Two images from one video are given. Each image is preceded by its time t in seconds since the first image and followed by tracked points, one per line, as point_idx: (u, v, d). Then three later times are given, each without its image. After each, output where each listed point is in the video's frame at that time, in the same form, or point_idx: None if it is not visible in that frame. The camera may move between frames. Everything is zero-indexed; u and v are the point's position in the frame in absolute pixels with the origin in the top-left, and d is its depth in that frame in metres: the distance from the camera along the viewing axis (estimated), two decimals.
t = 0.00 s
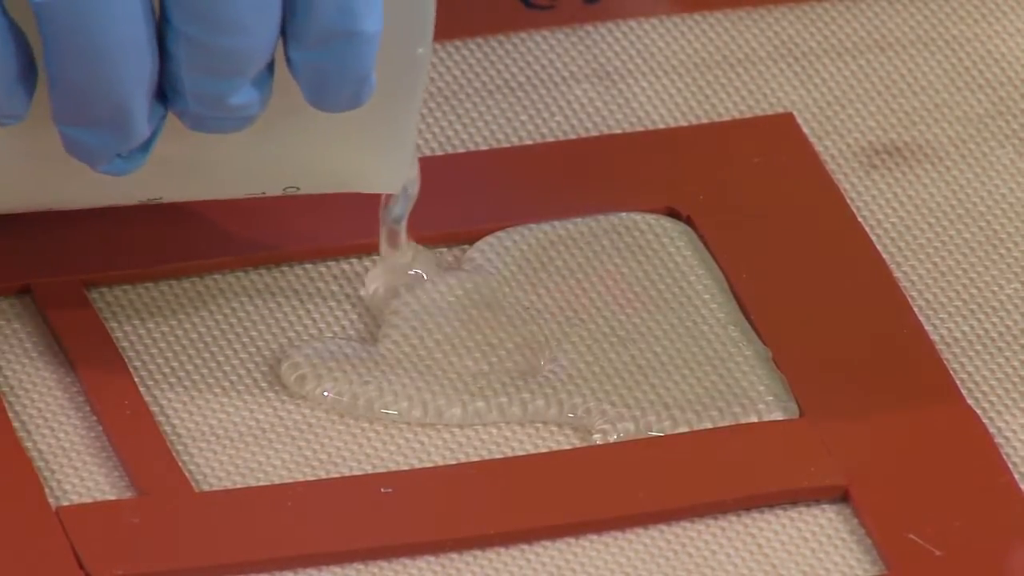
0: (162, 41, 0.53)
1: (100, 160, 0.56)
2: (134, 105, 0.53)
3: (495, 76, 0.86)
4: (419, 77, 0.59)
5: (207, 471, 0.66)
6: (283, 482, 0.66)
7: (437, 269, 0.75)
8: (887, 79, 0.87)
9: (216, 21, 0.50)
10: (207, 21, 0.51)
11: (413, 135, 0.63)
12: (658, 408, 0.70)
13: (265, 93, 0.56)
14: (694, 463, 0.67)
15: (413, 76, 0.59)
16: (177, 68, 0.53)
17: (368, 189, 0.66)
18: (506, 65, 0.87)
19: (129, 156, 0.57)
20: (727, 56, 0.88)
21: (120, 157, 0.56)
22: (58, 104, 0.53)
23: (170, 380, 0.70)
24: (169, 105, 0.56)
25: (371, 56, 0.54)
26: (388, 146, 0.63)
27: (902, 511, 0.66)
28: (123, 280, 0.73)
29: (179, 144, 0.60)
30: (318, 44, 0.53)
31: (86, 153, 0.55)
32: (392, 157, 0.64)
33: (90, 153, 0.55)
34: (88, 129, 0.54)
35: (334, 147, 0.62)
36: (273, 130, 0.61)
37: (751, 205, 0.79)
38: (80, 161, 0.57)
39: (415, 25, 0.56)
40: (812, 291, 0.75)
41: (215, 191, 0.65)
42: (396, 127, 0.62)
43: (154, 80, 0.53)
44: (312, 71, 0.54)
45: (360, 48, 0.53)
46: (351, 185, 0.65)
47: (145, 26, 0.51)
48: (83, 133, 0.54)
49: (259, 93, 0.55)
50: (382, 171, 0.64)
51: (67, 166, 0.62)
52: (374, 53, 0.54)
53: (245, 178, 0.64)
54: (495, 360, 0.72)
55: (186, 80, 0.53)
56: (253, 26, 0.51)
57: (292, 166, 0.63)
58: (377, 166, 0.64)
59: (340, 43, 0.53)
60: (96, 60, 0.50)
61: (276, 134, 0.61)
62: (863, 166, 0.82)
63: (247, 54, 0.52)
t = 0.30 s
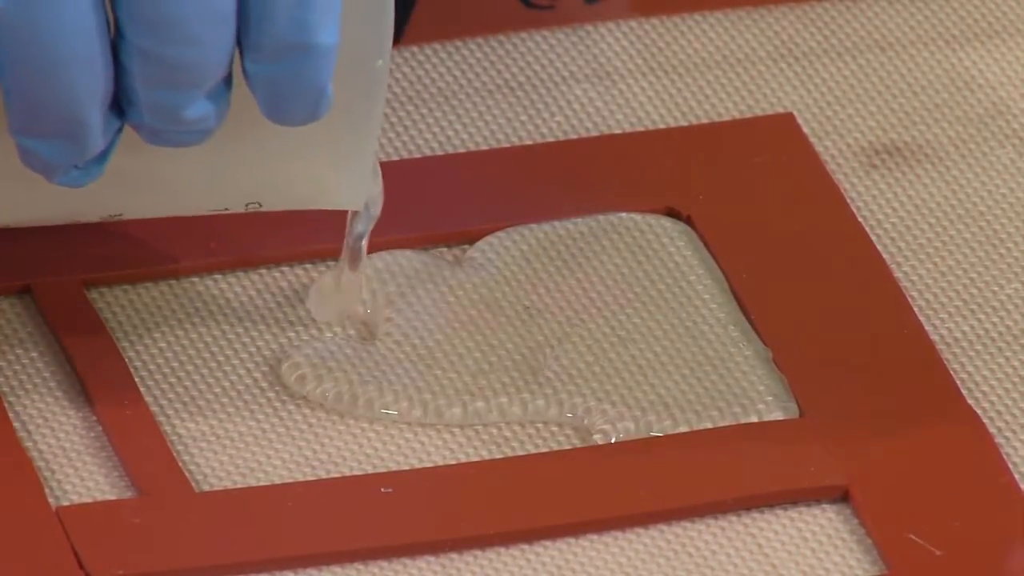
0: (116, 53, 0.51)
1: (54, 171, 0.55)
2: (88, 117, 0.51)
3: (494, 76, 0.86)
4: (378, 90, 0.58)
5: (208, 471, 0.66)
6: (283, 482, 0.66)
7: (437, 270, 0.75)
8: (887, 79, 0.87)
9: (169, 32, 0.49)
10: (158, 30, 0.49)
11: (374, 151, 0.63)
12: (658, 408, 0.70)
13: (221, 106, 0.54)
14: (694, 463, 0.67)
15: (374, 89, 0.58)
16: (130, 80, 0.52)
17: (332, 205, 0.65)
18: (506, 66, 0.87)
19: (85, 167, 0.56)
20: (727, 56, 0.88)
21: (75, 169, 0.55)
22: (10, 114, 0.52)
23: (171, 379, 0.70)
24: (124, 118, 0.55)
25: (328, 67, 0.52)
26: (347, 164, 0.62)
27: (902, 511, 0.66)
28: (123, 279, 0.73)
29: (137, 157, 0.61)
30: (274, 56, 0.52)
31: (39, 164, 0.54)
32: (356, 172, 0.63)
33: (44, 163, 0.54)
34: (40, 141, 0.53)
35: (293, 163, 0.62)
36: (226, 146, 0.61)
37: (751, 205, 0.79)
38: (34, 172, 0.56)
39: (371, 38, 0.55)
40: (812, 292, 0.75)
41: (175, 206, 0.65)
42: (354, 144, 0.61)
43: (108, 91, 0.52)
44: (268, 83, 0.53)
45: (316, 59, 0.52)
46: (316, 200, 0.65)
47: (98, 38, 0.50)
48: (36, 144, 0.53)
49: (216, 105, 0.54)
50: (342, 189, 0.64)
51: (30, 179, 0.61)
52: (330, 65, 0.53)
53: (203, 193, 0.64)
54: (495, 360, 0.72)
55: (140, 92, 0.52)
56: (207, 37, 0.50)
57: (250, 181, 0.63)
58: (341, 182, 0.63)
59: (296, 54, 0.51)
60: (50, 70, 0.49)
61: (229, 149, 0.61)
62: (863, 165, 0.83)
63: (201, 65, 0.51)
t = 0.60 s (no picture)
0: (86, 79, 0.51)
1: (26, 198, 0.54)
2: (60, 143, 0.51)
3: (495, 76, 0.86)
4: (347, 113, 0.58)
5: (208, 471, 0.66)
6: (283, 482, 0.66)
7: (438, 269, 0.75)
8: (887, 80, 0.87)
9: (139, 59, 0.49)
10: (129, 58, 0.49)
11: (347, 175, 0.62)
12: (659, 409, 0.70)
13: (192, 129, 0.54)
14: (694, 463, 0.67)
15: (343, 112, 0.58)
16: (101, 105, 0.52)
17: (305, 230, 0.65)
18: (507, 66, 0.87)
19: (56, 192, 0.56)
20: (728, 56, 0.88)
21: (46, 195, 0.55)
22: None
23: (171, 379, 0.70)
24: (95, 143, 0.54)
25: (297, 89, 0.52)
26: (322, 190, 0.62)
27: (902, 511, 0.66)
28: (123, 280, 0.73)
29: (110, 185, 0.60)
30: (244, 79, 0.51)
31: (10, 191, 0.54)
32: (327, 197, 0.63)
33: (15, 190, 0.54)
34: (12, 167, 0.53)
35: (265, 192, 0.62)
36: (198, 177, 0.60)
37: (751, 205, 0.79)
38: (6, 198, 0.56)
39: (342, 60, 0.55)
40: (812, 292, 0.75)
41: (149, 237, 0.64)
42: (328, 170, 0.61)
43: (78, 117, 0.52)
44: (238, 105, 0.53)
45: (286, 82, 0.52)
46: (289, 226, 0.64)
47: (70, 65, 0.50)
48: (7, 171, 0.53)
49: (186, 128, 0.54)
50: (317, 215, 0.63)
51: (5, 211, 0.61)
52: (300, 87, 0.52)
53: (177, 223, 0.63)
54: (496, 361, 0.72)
55: (110, 116, 0.52)
56: (178, 63, 0.50)
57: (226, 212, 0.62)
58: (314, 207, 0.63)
59: (267, 78, 0.51)
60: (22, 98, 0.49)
61: (202, 179, 0.60)
62: (864, 165, 0.82)
63: (172, 90, 0.50)
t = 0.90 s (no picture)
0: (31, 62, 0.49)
1: None
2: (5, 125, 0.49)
3: (495, 76, 0.86)
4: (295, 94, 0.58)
5: (208, 471, 0.66)
6: (283, 482, 0.66)
7: (438, 270, 0.75)
8: (887, 80, 0.87)
9: (83, 41, 0.47)
10: (76, 43, 0.47)
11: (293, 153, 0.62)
12: (659, 409, 0.70)
13: (141, 114, 0.52)
14: (694, 463, 0.67)
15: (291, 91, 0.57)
16: (45, 89, 0.50)
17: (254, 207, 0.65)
18: (507, 66, 0.87)
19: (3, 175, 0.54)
20: (728, 56, 0.88)
21: None
22: None
23: (171, 379, 0.70)
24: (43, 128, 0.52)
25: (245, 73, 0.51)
26: (270, 168, 0.62)
27: (901, 511, 0.66)
28: (124, 280, 0.73)
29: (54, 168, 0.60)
30: (192, 64, 0.50)
31: None
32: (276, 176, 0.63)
33: None
34: None
35: (213, 171, 0.61)
36: (140, 158, 0.60)
37: (751, 205, 0.79)
38: None
39: (288, 43, 0.55)
40: (811, 292, 0.75)
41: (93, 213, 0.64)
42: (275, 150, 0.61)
43: (25, 101, 0.50)
44: (186, 90, 0.51)
45: (234, 65, 0.50)
46: (237, 203, 0.64)
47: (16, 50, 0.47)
48: None
49: (136, 113, 0.52)
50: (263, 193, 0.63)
51: None
52: (248, 70, 0.51)
53: (119, 200, 0.63)
54: (496, 361, 0.72)
55: (56, 100, 0.50)
56: (122, 46, 0.47)
57: (169, 192, 0.62)
58: (261, 185, 0.63)
59: (215, 61, 0.49)
60: None
61: (150, 161, 0.60)
62: (865, 165, 0.82)
63: (119, 76, 0.48)
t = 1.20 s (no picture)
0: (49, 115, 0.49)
1: None
2: (26, 180, 0.49)
3: (495, 77, 0.86)
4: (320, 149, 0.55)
5: (208, 471, 0.66)
6: (283, 483, 0.66)
7: (438, 270, 0.75)
8: (887, 80, 0.87)
9: (100, 92, 0.47)
10: (91, 92, 0.47)
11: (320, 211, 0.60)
12: (658, 410, 0.70)
13: (162, 167, 0.52)
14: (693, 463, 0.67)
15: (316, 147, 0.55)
16: (66, 143, 0.49)
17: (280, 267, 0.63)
18: (507, 66, 0.87)
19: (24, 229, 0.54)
20: (727, 57, 0.88)
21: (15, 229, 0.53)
22: None
23: (171, 380, 0.70)
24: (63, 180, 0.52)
25: (265, 122, 0.50)
26: (298, 225, 0.59)
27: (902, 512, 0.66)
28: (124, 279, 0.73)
29: (80, 229, 0.58)
30: (210, 113, 0.49)
31: None
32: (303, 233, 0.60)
33: None
34: None
35: (242, 229, 0.59)
36: (167, 218, 0.58)
37: (751, 205, 0.79)
38: None
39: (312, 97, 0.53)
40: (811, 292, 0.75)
41: (111, 276, 0.62)
42: (299, 201, 0.58)
43: (45, 154, 0.49)
44: (206, 140, 0.50)
45: (253, 116, 0.49)
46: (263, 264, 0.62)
47: (34, 101, 0.47)
48: None
49: (156, 164, 0.51)
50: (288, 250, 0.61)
51: None
52: (267, 120, 0.50)
53: (145, 262, 0.61)
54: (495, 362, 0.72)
55: (75, 153, 0.49)
56: (140, 95, 0.47)
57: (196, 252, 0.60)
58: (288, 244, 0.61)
59: (234, 111, 0.49)
60: None
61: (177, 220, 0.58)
62: (864, 165, 0.83)
63: (137, 125, 0.48)
